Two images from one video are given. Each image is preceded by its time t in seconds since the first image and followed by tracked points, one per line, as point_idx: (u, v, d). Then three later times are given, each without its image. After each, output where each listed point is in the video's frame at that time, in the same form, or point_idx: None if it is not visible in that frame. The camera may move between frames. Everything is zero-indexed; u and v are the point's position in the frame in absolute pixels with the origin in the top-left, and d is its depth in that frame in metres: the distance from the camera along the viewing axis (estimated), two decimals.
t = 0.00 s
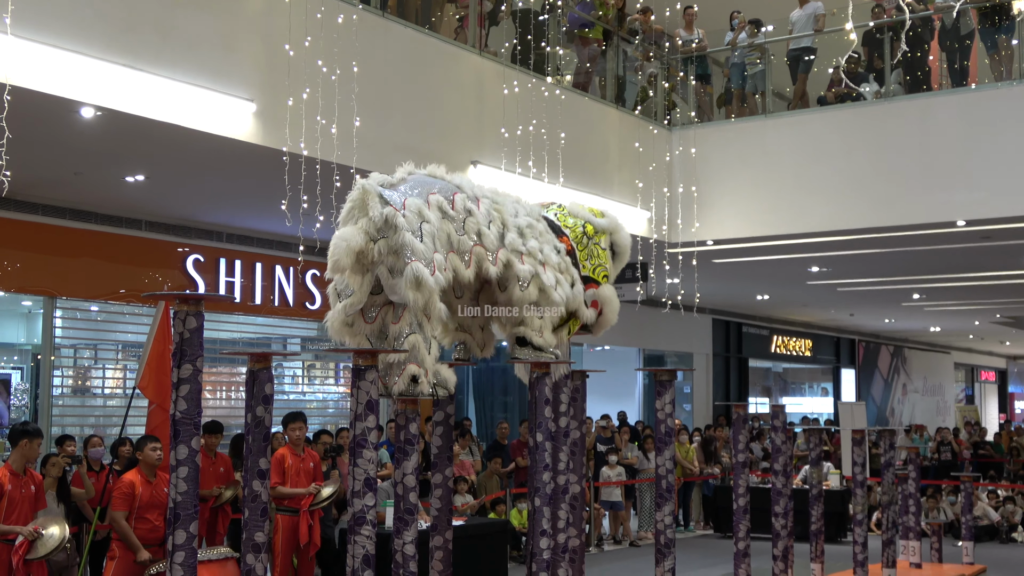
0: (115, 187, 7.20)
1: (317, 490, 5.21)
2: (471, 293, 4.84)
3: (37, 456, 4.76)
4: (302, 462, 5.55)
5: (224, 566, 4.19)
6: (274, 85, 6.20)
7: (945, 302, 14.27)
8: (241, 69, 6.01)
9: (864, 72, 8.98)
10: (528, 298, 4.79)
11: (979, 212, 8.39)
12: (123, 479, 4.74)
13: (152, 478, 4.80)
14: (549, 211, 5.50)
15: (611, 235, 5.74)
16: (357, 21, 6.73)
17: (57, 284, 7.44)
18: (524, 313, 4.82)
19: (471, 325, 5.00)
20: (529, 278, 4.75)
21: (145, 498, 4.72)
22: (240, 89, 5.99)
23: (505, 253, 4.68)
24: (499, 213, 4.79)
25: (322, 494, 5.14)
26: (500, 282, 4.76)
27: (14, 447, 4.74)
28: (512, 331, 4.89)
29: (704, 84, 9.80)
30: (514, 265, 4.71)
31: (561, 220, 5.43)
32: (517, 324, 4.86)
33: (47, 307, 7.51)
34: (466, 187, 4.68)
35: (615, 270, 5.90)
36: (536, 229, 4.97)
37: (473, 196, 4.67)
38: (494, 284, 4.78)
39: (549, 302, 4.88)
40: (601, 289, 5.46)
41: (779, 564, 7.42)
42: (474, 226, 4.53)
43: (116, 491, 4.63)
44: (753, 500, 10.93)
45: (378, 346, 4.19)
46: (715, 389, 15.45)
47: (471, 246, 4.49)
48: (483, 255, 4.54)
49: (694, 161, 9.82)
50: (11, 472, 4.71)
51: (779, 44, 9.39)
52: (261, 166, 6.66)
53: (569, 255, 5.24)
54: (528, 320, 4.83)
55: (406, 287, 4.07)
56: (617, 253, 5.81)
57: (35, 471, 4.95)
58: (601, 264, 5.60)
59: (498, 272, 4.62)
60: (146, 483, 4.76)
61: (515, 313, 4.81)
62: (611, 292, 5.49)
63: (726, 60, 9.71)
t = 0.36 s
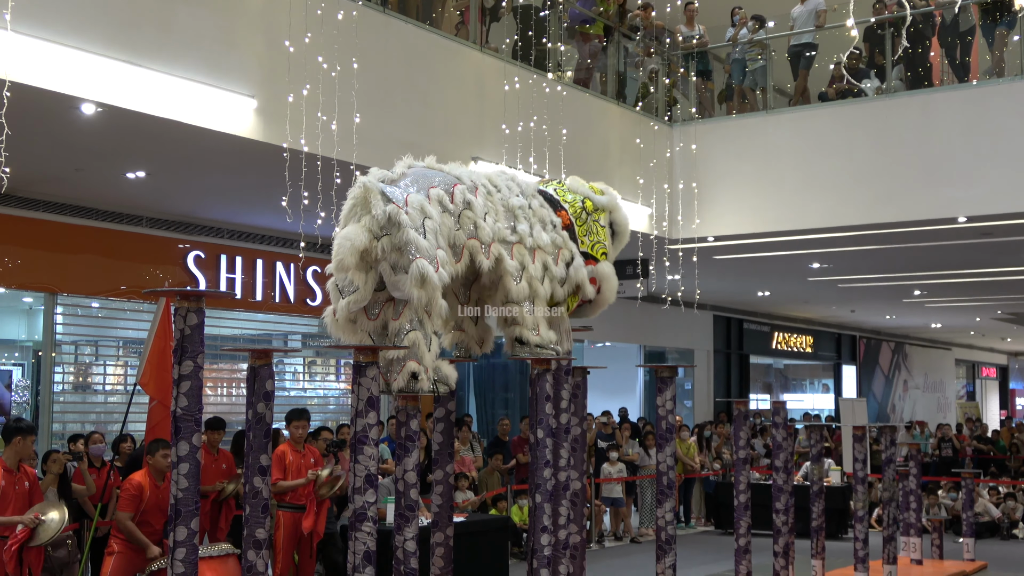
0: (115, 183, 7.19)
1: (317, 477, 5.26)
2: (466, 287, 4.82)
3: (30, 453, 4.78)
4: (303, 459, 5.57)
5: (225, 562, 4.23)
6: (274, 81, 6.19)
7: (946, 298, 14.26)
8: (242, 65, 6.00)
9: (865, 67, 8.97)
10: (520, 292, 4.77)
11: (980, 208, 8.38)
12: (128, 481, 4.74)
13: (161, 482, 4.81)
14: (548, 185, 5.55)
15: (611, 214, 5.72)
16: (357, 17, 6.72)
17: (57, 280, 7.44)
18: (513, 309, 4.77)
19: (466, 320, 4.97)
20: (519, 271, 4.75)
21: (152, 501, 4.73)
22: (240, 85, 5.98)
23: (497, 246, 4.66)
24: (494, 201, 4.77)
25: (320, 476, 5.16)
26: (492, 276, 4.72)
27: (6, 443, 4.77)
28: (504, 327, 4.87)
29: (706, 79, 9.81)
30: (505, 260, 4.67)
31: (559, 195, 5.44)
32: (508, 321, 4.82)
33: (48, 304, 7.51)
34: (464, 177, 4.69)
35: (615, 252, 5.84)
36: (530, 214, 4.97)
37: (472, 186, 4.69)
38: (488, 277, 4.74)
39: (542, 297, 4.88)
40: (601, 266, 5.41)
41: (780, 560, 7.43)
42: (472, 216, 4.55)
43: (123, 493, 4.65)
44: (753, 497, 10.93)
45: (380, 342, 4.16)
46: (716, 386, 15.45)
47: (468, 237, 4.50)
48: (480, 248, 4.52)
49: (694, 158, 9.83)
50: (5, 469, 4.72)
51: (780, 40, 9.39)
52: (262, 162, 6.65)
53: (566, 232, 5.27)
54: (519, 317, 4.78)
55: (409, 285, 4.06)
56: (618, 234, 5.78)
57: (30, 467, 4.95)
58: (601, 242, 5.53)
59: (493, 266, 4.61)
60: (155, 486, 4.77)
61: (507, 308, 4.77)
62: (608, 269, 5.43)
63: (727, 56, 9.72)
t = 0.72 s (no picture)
0: (116, 184, 7.19)
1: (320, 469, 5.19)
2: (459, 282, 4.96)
3: (26, 453, 4.73)
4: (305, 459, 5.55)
5: (227, 563, 4.21)
6: (276, 83, 6.19)
7: (948, 299, 14.26)
8: (243, 67, 6.01)
9: (867, 68, 8.98)
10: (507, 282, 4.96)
11: (982, 208, 8.38)
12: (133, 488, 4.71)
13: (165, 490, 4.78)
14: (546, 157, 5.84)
15: (600, 203, 5.99)
16: (358, 21, 6.71)
17: (59, 281, 7.45)
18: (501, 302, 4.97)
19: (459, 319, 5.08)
20: (501, 264, 4.94)
21: (156, 509, 4.70)
22: (242, 87, 5.99)
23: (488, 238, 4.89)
24: (487, 189, 4.99)
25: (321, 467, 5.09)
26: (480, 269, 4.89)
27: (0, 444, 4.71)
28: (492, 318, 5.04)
29: (708, 80, 9.83)
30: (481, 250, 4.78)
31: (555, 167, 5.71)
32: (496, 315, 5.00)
33: (50, 305, 7.51)
34: (459, 165, 4.91)
35: (600, 245, 6.10)
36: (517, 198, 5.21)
37: (468, 173, 4.92)
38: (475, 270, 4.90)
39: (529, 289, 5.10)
40: (584, 244, 5.62)
41: (783, 561, 7.44)
42: (468, 208, 4.78)
43: (127, 500, 4.63)
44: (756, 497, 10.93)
45: (386, 343, 4.39)
46: (718, 387, 15.44)
47: (462, 232, 4.72)
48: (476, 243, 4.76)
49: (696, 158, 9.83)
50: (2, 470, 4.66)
51: (782, 41, 9.41)
52: (264, 163, 6.65)
53: (554, 200, 5.46)
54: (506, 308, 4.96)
55: (422, 291, 4.31)
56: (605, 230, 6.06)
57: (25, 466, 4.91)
58: (586, 222, 5.79)
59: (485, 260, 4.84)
60: (160, 495, 4.74)
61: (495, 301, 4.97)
62: (591, 248, 5.63)
63: (729, 57, 9.74)
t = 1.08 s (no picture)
0: (120, 184, 7.19)
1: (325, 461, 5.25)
2: (484, 280, 5.07)
3: (26, 453, 4.77)
4: (310, 460, 5.57)
5: (231, 563, 4.20)
6: (279, 83, 6.19)
7: (953, 298, 14.23)
8: (247, 67, 6.01)
9: (870, 68, 8.98)
10: (527, 277, 5.13)
11: (986, 208, 8.36)
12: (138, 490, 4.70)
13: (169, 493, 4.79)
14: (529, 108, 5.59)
15: (593, 143, 5.80)
16: (361, 23, 6.71)
17: (62, 280, 7.46)
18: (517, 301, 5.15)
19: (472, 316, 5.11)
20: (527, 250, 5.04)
21: (160, 511, 4.71)
22: (245, 87, 6.00)
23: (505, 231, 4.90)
24: (493, 188, 4.97)
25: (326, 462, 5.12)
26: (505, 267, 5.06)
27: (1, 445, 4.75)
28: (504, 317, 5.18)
29: (711, 80, 9.80)
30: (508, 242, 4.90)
31: (541, 118, 5.47)
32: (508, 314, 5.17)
33: (54, 305, 7.52)
34: (462, 166, 4.91)
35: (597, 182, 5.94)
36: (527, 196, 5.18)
37: (472, 174, 4.91)
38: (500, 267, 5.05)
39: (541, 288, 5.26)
40: (578, 196, 5.57)
41: (787, 561, 7.43)
42: (470, 208, 4.78)
43: (131, 501, 4.64)
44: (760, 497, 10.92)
45: (390, 343, 4.45)
46: (722, 386, 15.43)
47: (466, 233, 4.76)
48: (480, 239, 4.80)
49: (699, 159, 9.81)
50: (5, 470, 4.69)
51: (785, 40, 9.42)
52: (267, 163, 6.66)
53: (546, 157, 5.35)
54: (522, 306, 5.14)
55: (426, 290, 4.34)
56: (598, 167, 5.86)
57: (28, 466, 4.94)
58: (580, 169, 5.64)
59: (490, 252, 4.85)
60: (164, 498, 4.75)
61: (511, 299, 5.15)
62: (587, 199, 5.61)
63: (732, 57, 9.74)
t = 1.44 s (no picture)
0: (124, 184, 7.20)
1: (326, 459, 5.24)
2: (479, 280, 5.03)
3: (30, 452, 4.79)
4: (314, 459, 5.55)
5: (235, 562, 4.21)
6: (283, 82, 6.20)
7: (957, 298, 14.21)
8: (251, 67, 6.02)
9: (874, 67, 8.96)
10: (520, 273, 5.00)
11: (989, 207, 8.36)
12: (139, 492, 4.72)
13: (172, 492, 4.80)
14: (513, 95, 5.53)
15: (583, 112, 5.70)
16: (365, 23, 6.72)
17: (67, 280, 7.47)
18: (512, 299, 5.03)
19: (475, 318, 5.05)
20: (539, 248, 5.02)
21: (162, 512, 4.72)
22: (250, 87, 6.00)
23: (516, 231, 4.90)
24: (503, 190, 5.00)
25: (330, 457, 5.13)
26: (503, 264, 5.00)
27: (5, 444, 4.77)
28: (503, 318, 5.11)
29: (714, 79, 9.80)
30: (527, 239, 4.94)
31: (525, 105, 5.43)
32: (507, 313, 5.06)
33: (58, 305, 7.53)
34: (471, 169, 4.91)
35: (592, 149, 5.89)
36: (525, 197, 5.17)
37: (481, 176, 4.91)
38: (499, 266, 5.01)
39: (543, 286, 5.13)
40: (578, 171, 5.53)
41: (791, 561, 7.42)
42: (487, 208, 4.77)
43: (134, 500, 4.65)
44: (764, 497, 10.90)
45: (395, 342, 4.46)
46: (725, 386, 15.43)
47: (484, 231, 4.71)
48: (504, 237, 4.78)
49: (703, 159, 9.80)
50: (9, 469, 4.71)
51: (789, 39, 9.42)
52: (271, 163, 6.66)
53: (535, 147, 5.34)
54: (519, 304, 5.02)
55: (432, 287, 4.32)
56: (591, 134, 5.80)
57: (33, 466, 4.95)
58: (574, 143, 5.59)
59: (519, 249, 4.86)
60: (167, 497, 4.76)
61: (507, 297, 5.04)
62: (587, 172, 5.56)
63: (736, 56, 9.73)
